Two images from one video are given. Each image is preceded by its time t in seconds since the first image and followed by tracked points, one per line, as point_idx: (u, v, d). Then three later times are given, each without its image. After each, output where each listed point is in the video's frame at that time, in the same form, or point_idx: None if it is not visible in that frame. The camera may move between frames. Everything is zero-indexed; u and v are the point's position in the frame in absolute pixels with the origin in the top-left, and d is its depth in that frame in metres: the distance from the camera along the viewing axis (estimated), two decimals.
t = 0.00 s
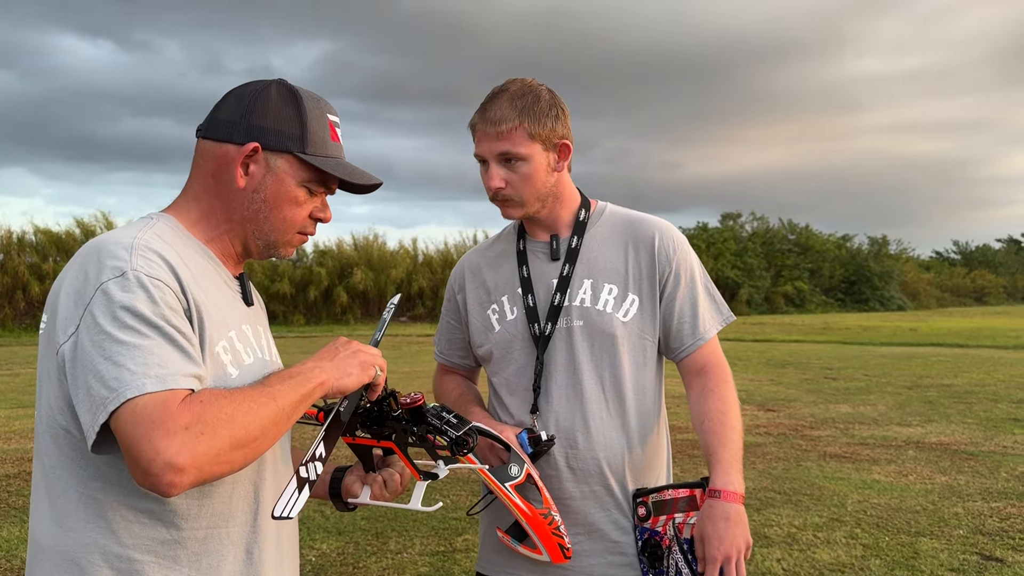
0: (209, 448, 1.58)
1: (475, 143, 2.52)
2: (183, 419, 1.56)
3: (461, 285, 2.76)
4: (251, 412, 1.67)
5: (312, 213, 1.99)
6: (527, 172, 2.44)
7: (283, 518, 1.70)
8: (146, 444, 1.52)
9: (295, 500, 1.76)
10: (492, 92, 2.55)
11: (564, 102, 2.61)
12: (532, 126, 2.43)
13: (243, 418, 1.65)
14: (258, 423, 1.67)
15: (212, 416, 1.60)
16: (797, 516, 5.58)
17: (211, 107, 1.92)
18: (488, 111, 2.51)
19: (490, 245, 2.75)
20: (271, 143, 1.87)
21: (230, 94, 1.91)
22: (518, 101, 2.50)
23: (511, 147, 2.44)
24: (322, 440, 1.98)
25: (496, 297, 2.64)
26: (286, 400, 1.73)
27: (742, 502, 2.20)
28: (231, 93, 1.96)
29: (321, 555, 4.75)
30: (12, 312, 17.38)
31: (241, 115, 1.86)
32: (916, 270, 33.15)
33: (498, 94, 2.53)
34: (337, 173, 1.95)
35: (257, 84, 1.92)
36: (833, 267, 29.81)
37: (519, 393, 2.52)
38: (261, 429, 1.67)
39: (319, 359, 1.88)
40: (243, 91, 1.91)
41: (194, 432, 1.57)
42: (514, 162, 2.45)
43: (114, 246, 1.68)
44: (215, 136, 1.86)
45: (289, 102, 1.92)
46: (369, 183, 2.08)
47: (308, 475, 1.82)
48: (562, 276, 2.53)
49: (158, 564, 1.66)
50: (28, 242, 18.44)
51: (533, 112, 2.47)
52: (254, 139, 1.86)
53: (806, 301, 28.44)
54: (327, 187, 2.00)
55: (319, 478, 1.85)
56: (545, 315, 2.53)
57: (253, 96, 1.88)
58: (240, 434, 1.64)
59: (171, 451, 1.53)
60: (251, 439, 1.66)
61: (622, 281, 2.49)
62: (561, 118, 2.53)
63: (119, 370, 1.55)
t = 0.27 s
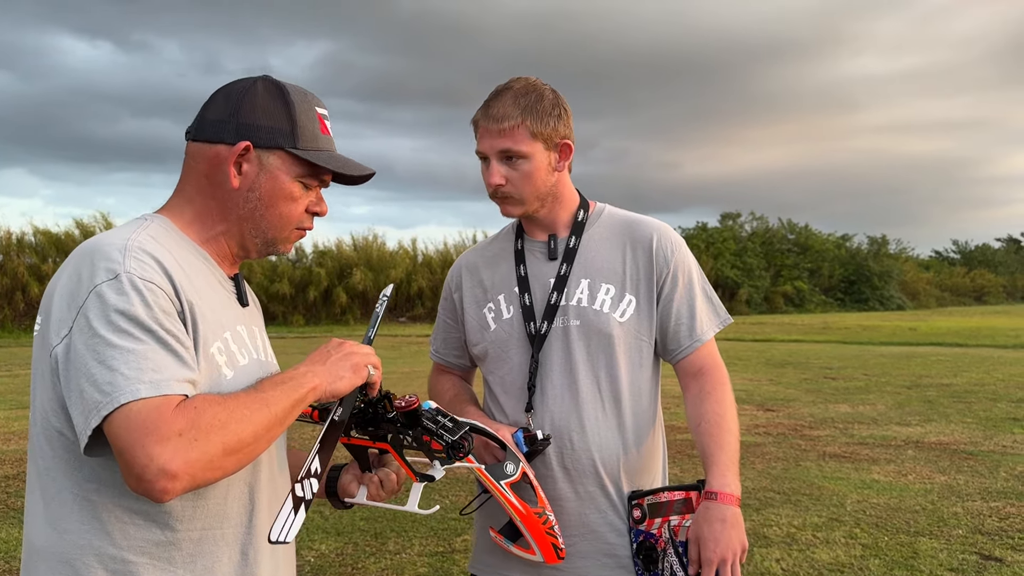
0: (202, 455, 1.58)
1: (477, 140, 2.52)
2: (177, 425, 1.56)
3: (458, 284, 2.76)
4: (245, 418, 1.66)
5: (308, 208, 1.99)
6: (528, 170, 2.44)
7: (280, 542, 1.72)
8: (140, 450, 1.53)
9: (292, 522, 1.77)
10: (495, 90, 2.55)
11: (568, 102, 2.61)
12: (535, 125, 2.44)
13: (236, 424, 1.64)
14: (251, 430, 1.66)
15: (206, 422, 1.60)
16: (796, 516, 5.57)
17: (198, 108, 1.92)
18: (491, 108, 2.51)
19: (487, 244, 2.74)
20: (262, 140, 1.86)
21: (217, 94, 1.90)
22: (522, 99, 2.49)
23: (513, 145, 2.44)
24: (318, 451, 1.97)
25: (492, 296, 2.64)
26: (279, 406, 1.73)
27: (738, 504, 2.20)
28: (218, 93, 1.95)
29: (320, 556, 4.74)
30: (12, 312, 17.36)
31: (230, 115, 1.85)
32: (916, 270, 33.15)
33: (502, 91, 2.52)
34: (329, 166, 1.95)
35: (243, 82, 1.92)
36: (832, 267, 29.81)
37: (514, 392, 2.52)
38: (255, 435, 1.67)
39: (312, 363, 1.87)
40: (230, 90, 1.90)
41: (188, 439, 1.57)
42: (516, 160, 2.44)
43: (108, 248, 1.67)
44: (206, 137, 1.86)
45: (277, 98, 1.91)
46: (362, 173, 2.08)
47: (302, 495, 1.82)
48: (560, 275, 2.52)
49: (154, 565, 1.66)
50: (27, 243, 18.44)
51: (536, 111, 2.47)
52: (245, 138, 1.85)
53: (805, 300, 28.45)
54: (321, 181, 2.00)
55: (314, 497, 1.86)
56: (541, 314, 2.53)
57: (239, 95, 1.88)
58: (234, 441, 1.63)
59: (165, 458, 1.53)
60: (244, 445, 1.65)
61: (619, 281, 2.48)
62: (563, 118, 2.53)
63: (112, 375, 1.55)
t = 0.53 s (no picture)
0: (178, 470, 1.58)
1: (480, 137, 2.52)
2: (157, 438, 1.57)
3: (458, 281, 2.76)
4: (226, 434, 1.66)
5: (306, 189, 2.00)
6: (533, 167, 2.44)
7: None
8: (118, 462, 1.53)
9: None
10: (500, 87, 2.55)
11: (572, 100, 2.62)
12: (540, 123, 2.44)
13: (217, 441, 1.64)
14: (232, 447, 1.66)
15: (187, 437, 1.60)
16: (798, 514, 5.57)
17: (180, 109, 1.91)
18: (495, 105, 2.51)
19: (488, 242, 2.75)
20: (249, 129, 1.87)
21: (196, 91, 1.90)
22: (526, 97, 2.49)
23: (517, 142, 2.44)
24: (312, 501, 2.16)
25: (492, 293, 2.64)
26: (262, 424, 1.72)
27: (737, 503, 2.20)
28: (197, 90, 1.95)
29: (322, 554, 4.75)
30: (14, 312, 17.36)
31: (213, 110, 1.85)
32: (918, 269, 33.10)
33: (507, 88, 2.53)
34: (316, 143, 1.96)
35: (219, 76, 1.91)
36: (834, 266, 29.79)
37: (513, 389, 2.52)
38: (235, 452, 1.66)
39: (300, 380, 1.87)
40: (208, 85, 1.89)
41: (166, 453, 1.57)
42: (520, 157, 2.44)
43: (107, 248, 1.67)
44: (193, 136, 1.86)
45: (256, 85, 1.91)
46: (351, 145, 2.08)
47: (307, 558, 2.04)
48: (560, 272, 2.53)
49: (159, 563, 1.67)
50: (29, 242, 18.45)
51: (541, 109, 2.47)
52: (232, 130, 1.85)
53: (807, 299, 28.43)
54: (312, 159, 2.01)
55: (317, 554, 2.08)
56: (541, 311, 2.53)
57: (219, 87, 1.87)
58: (213, 457, 1.63)
59: (141, 471, 1.54)
60: (223, 462, 1.65)
61: (620, 279, 2.49)
62: (568, 116, 2.54)
63: (100, 382, 1.55)
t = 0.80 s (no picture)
0: (142, 487, 1.57)
1: (485, 137, 2.50)
2: (125, 453, 1.56)
3: (460, 280, 2.75)
4: (200, 455, 1.63)
5: (303, 184, 2.00)
6: (538, 167, 2.43)
7: None
8: (84, 473, 1.54)
9: None
10: (505, 86, 2.54)
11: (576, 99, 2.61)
12: (545, 123, 2.43)
13: (188, 460, 1.62)
14: (202, 468, 1.63)
15: (155, 455, 1.58)
16: (800, 514, 5.56)
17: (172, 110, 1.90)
18: (500, 105, 2.50)
19: (491, 240, 2.74)
20: (244, 128, 1.86)
21: (188, 91, 1.89)
22: (532, 97, 2.48)
23: (523, 141, 2.43)
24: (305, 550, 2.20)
25: (493, 292, 2.63)
26: (240, 448, 1.69)
27: (737, 504, 2.19)
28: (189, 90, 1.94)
29: (324, 553, 4.75)
30: (17, 310, 17.38)
31: (206, 110, 1.85)
32: (921, 267, 33.03)
33: (512, 88, 2.52)
34: (311, 138, 1.95)
35: (210, 75, 1.90)
36: (838, 265, 29.74)
37: (514, 388, 2.51)
38: (204, 474, 1.64)
39: (298, 403, 1.83)
40: (201, 85, 1.88)
41: (131, 470, 1.56)
42: (525, 157, 2.44)
43: (104, 251, 1.67)
44: (187, 138, 1.85)
45: (248, 83, 1.90)
46: (347, 138, 2.08)
47: None
48: (562, 272, 2.52)
49: (159, 565, 1.66)
50: (33, 241, 18.48)
51: (547, 108, 2.47)
52: (226, 130, 1.85)
53: (811, 298, 28.39)
54: (308, 153, 2.00)
55: None
56: (542, 309, 2.52)
57: (210, 87, 1.87)
58: (181, 477, 1.61)
59: (105, 485, 1.54)
60: (191, 483, 1.63)
61: (621, 279, 2.48)
62: (572, 115, 2.53)
63: (75, 390, 1.55)
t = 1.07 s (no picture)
0: (138, 488, 1.58)
1: (494, 132, 2.51)
2: (121, 453, 1.57)
3: (466, 276, 2.77)
4: (197, 458, 1.64)
5: (308, 181, 2.01)
6: (548, 161, 2.44)
7: None
8: (80, 471, 1.55)
9: None
10: (513, 81, 2.55)
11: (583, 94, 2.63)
12: (555, 116, 2.45)
13: (184, 463, 1.63)
14: (199, 472, 1.64)
15: (151, 457, 1.59)
16: (803, 512, 5.57)
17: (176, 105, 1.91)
18: (509, 99, 2.51)
19: (496, 237, 2.75)
20: (247, 126, 1.87)
21: (192, 87, 1.90)
22: (541, 91, 2.50)
23: (532, 135, 2.44)
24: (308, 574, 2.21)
25: (499, 288, 2.64)
26: (237, 453, 1.70)
27: (742, 501, 2.20)
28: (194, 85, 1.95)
29: (328, 550, 4.77)
30: (22, 307, 17.44)
31: (209, 108, 1.85)
32: (926, 266, 32.96)
33: (521, 83, 2.53)
34: (314, 136, 1.95)
35: (214, 70, 1.91)
36: (841, 263, 29.69)
37: (519, 383, 2.53)
38: (201, 478, 1.65)
39: (300, 412, 1.84)
40: (205, 81, 1.89)
41: (126, 471, 1.57)
42: (535, 151, 2.44)
43: (106, 248, 1.69)
44: (190, 135, 1.86)
45: (252, 80, 1.90)
46: (351, 135, 2.08)
47: None
48: (568, 268, 2.53)
49: (162, 560, 1.68)
50: (37, 238, 18.53)
51: (556, 102, 2.48)
52: (230, 127, 1.85)
53: (814, 296, 28.35)
54: (313, 151, 2.01)
55: None
56: (548, 306, 2.53)
57: (213, 84, 1.87)
58: (177, 480, 1.62)
59: (100, 485, 1.55)
60: (187, 486, 1.64)
61: (627, 276, 2.48)
62: (580, 110, 2.55)
63: (75, 388, 1.56)
